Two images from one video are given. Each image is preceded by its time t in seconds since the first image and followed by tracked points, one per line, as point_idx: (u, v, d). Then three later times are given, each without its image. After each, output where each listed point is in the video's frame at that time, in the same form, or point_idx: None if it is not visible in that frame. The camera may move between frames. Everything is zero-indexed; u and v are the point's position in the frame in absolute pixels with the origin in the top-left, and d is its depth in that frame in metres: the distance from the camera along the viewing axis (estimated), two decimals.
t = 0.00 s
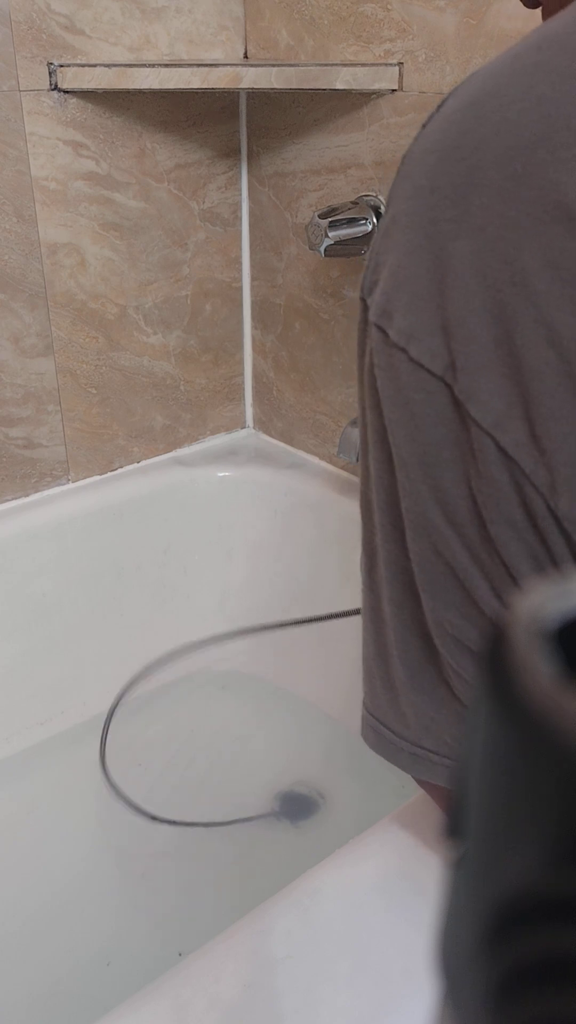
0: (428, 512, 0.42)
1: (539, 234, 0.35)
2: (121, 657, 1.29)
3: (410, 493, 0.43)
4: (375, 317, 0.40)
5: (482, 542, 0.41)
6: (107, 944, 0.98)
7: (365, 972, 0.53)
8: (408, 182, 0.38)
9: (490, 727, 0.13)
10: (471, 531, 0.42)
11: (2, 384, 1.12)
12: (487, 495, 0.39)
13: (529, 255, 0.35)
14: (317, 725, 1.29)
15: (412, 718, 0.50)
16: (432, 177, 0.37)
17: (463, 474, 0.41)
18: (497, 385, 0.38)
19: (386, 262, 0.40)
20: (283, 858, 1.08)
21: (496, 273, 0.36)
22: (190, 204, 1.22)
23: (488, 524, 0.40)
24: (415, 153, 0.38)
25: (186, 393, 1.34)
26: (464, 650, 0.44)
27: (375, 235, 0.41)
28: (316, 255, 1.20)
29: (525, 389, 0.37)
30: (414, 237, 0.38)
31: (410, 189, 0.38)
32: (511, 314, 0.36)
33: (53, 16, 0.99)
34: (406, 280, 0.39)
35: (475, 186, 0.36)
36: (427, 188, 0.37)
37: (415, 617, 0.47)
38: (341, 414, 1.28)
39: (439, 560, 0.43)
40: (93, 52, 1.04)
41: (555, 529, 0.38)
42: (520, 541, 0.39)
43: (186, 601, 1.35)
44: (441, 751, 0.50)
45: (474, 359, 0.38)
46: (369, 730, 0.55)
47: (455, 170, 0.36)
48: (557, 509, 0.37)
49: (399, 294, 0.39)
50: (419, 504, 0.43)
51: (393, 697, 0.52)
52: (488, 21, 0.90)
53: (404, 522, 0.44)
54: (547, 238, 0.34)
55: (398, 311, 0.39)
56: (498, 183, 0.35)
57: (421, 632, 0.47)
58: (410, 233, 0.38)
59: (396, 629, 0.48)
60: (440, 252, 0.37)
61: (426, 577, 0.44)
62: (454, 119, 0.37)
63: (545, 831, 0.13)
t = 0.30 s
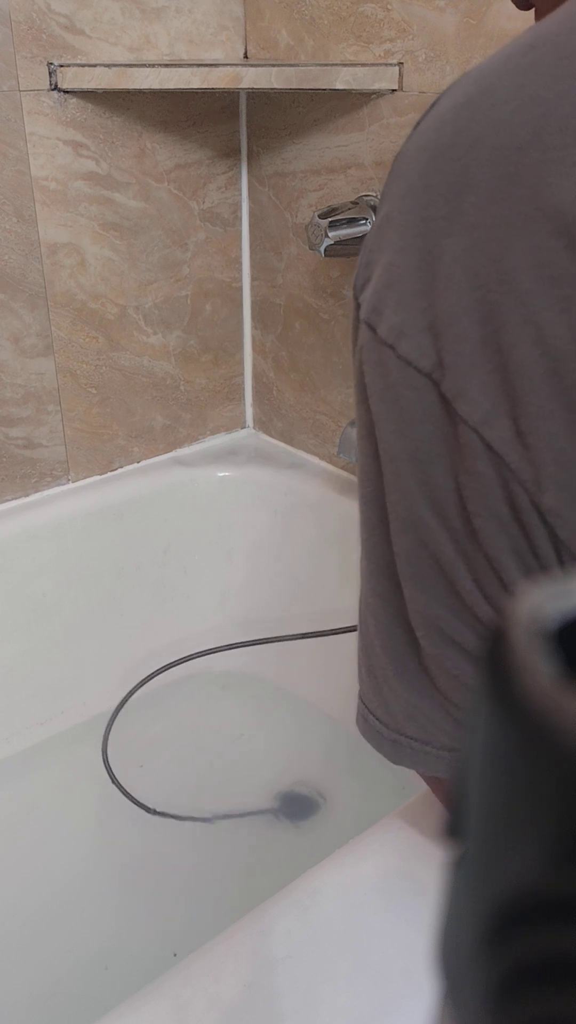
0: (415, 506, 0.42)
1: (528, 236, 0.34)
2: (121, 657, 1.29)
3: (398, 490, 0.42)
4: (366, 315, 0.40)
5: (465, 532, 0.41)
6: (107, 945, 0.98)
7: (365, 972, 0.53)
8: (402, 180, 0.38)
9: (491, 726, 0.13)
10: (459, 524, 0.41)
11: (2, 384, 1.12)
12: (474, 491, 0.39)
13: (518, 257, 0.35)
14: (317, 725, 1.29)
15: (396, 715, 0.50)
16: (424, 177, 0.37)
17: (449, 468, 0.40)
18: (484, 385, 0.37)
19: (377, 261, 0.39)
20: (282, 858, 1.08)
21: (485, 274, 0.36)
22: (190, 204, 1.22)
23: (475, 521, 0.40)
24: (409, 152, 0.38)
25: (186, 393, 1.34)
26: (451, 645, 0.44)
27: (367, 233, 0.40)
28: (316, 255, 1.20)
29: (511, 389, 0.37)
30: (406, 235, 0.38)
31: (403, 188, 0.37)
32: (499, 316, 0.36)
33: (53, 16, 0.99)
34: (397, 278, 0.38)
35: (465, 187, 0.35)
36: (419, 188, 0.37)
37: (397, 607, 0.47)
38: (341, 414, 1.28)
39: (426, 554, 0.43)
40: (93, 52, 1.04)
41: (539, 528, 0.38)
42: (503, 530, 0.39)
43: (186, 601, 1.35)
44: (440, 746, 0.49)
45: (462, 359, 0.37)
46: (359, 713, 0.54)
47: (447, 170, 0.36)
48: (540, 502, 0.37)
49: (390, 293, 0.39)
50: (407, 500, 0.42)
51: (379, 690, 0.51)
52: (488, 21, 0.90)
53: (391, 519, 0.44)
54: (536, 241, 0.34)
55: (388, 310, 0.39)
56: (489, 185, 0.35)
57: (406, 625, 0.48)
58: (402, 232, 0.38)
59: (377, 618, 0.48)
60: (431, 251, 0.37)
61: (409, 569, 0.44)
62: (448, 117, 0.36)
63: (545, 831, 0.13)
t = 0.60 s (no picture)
0: (409, 505, 0.42)
1: (522, 239, 0.34)
2: (121, 657, 1.29)
3: (392, 493, 0.42)
4: (363, 319, 0.39)
5: (462, 537, 0.41)
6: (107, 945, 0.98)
7: (365, 972, 0.53)
8: (398, 183, 0.37)
9: (490, 726, 0.13)
10: (454, 526, 0.41)
11: (2, 384, 1.12)
12: (472, 494, 0.39)
13: (512, 261, 0.34)
14: (317, 725, 1.29)
15: (392, 717, 0.50)
16: (418, 181, 0.36)
17: (447, 470, 0.40)
18: (481, 388, 0.37)
19: (373, 265, 0.39)
20: (283, 858, 1.08)
21: (479, 278, 0.35)
22: (190, 204, 1.22)
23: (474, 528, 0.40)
24: (402, 158, 0.38)
25: (186, 393, 1.34)
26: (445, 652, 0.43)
27: (363, 238, 0.40)
28: (316, 255, 1.20)
29: (508, 392, 0.36)
30: (402, 237, 0.37)
31: (397, 192, 0.37)
32: (493, 319, 0.35)
33: (53, 16, 0.99)
34: (393, 282, 0.38)
35: (459, 191, 0.35)
36: (413, 193, 0.36)
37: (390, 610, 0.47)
38: (341, 414, 1.28)
39: (421, 556, 0.43)
40: (93, 52, 1.04)
41: (539, 530, 0.37)
42: (502, 538, 0.39)
43: (186, 601, 1.35)
44: (430, 752, 0.49)
45: (458, 363, 0.37)
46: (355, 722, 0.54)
47: (441, 174, 0.35)
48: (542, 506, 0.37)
49: (386, 297, 0.38)
50: (403, 503, 0.42)
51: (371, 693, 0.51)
52: (488, 21, 0.90)
53: (384, 522, 0.44)
54: (530, 243, 0.34)
55: (384, 314, 0.38)
56: (483, 189, 0.34)
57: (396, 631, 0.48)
58: (396, 236, 0.37)
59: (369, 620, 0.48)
60: (426, 255, 0.36)
61: (404, 573, 0.44)
62: (446, 119, 0.36)
63: (546, 830, 0.13)
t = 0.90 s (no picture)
0: (401, 499, 0.41)
1: (504, 236, 0.34)
2: (121, 657, 1.29)
3: (385, 487, 0.42)
4: (356, 316, 0.40)
5: (451, 532, 0.40)
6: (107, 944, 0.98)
7: (365, 972, 0.53)
8: (389, 181, 0.37)
9: (489, 725, 0.13)
10: (443, 521, 0.41)
11: (2, 384, 1.12)
12: (459, 484, 0.38)
13: (495, 257, 0.34)
14: (317, 725, 1.29)
15: (394, 714, 0.50)
16: (407, 179, 0.36)
17: (435, 463, 0.40)
18: (468, 383, 0.37)
19: (366, 262, 0.39)
20: (281, 858, 1.08)
21: (464, 274, 0.35)
22: (190, 204, 1.22)
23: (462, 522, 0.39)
24: (395, 156, 0.37)
25: (186, 393, 1.34)
26: (438, 640, 0.43)
27: (359, 235, 0.40)
28: (316, 255, 1.20)
29: (491, 386, 0.36)
30: (392, 235, 0.37)
31: (388, 190, 0.37)
32: (478, 315, 0.35)
33: (53, 16, 0.99)
34: (384, 279, 0.38)
35: (446, 189, 0.35)
36: (403, 191, 0.36)
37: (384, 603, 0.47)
38: (341, 414, 1.28)
39: (412, 549, 0.42)
40: (93, 52, 1.04)
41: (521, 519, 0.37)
42: (487, 529, 0.38)
43: (186, 601, 1.35)
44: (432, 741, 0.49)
45: (445, 358, 0.37)
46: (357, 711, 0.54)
47: (428, 173, 0.35)
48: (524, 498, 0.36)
49: (376, 293, 0.38)
50: (394, 497, 0.42)
51: (373, 687, 0.51)
52: (488, 21, 0.90)
53: (378, 516, 0.44)
54: (513, 241, 0.33)
55: (374, 309, 0.38)
56: (469, 187, 0.34)
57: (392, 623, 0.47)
58: (387, 234, 0.37)
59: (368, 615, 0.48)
60: (415, 252, 0.36)
61: (397, 563, 0.43)
62: (438, 119, 0.35)
63: (546, 830, 0.13)
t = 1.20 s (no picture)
0: (400, 496, 0.42)
1: (500, 234, 0.33)
2: (121, 657, 1.29)
3: (384, 481, 0.42)
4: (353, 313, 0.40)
5: (450, 527, 0.40)
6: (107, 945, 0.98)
7: (365, 972, 0.53)
8: (386, 180, 0.37)
9: (489, 724, 0.13)
10: (441, 515, 0.40)
11: (2, 384, 1.12)
12: (456, 479, 0.38)
13: (491, 255, 0.34)
14: (317, 725, 1.29)
15: (398, 710, 0.50)
16: (403, 179, 0.36)
17: (434, 458, 0.40)
18: (466, 379, 0.37)
19: (362, 259, 0.39)
20: (280, 857, 1.08)
21: (460, 272, 0.35)
22: (190, 204, 1.22)
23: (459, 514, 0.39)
24: (391, 156, 0.37)
25: (186, 393, 1.34)
26: (441, 636, 0.43)
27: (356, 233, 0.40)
28: (316, 255, 1.20)
29: (488, 380, 0.36)
30: (389, 233, 0.37)
31: (385, 189, 0.37)
32: (474, 312, 0.35)
33: (53, 16, 0.99)
34: (381, 276, 0.38)
35: (442, 188, 0.35)
36: (399, 190, 0.36)
37: (385, 598, 0.47)
38: (341, 414, 1.28)
39: (411, 542, 0.42)
40: (93, 52, 1.04)
41: (517, 511, 0.37)
42: (486, 523, 0.38)
43: (186, 601, 1.34)
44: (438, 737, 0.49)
45: (442, 355, 0.37)
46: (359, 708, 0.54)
47: (424, 172, 0.35)
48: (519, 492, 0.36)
49: (373, 291, 0.38)
50: (394, 493, 0.42)
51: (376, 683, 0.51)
52: (488, 21, 0.90)
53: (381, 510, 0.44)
54: (509, 239, 0.33)
55: (372, 307, 0.39)
56: (464, 185, 0.34)
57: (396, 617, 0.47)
58: (384, 233, 0.37)
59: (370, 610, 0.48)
60: (411, 250, 0.36)
61: (398, 558, 0.43)
62: (434, 118, 0.35)
63: (547, 830, 0.13)
